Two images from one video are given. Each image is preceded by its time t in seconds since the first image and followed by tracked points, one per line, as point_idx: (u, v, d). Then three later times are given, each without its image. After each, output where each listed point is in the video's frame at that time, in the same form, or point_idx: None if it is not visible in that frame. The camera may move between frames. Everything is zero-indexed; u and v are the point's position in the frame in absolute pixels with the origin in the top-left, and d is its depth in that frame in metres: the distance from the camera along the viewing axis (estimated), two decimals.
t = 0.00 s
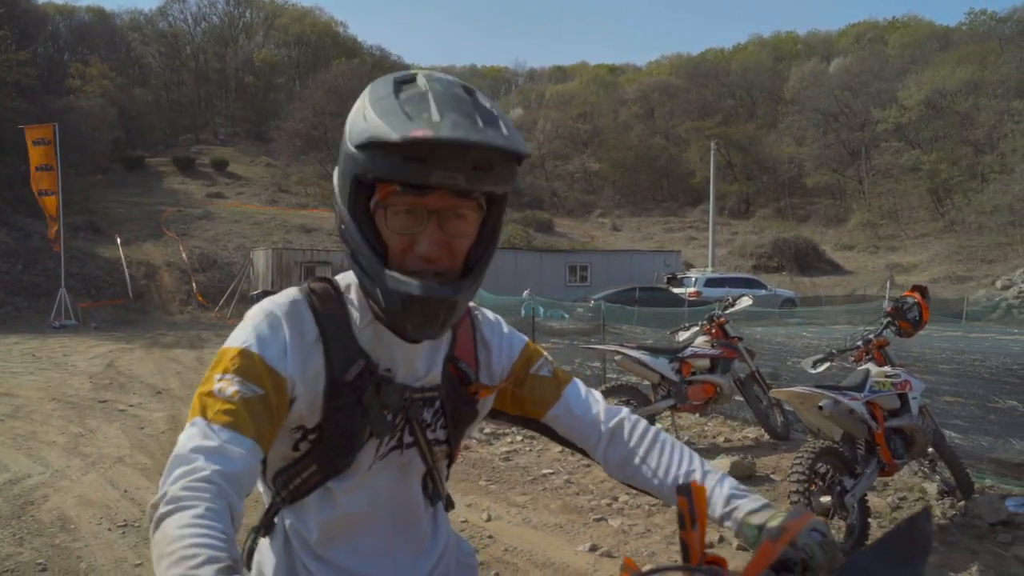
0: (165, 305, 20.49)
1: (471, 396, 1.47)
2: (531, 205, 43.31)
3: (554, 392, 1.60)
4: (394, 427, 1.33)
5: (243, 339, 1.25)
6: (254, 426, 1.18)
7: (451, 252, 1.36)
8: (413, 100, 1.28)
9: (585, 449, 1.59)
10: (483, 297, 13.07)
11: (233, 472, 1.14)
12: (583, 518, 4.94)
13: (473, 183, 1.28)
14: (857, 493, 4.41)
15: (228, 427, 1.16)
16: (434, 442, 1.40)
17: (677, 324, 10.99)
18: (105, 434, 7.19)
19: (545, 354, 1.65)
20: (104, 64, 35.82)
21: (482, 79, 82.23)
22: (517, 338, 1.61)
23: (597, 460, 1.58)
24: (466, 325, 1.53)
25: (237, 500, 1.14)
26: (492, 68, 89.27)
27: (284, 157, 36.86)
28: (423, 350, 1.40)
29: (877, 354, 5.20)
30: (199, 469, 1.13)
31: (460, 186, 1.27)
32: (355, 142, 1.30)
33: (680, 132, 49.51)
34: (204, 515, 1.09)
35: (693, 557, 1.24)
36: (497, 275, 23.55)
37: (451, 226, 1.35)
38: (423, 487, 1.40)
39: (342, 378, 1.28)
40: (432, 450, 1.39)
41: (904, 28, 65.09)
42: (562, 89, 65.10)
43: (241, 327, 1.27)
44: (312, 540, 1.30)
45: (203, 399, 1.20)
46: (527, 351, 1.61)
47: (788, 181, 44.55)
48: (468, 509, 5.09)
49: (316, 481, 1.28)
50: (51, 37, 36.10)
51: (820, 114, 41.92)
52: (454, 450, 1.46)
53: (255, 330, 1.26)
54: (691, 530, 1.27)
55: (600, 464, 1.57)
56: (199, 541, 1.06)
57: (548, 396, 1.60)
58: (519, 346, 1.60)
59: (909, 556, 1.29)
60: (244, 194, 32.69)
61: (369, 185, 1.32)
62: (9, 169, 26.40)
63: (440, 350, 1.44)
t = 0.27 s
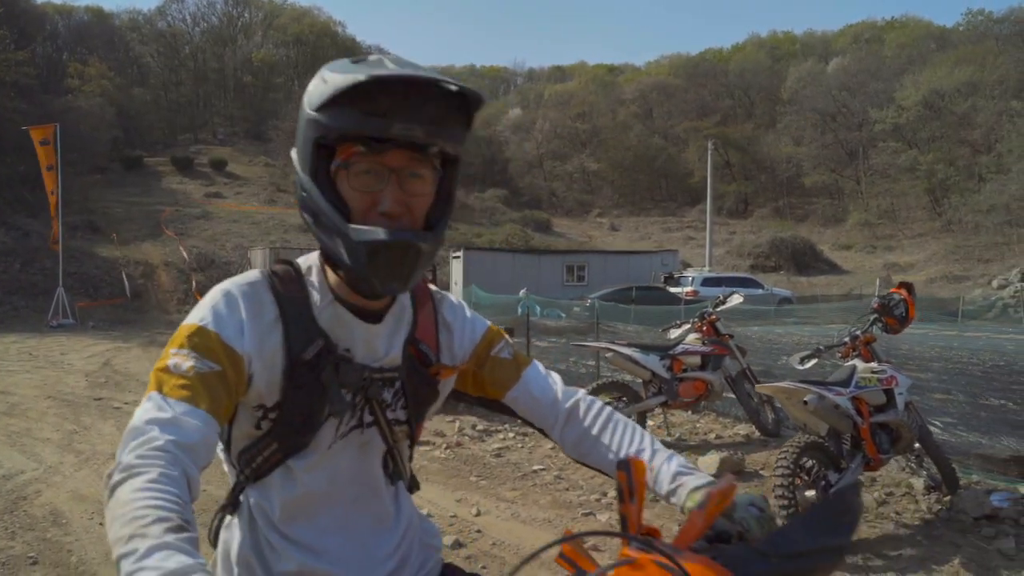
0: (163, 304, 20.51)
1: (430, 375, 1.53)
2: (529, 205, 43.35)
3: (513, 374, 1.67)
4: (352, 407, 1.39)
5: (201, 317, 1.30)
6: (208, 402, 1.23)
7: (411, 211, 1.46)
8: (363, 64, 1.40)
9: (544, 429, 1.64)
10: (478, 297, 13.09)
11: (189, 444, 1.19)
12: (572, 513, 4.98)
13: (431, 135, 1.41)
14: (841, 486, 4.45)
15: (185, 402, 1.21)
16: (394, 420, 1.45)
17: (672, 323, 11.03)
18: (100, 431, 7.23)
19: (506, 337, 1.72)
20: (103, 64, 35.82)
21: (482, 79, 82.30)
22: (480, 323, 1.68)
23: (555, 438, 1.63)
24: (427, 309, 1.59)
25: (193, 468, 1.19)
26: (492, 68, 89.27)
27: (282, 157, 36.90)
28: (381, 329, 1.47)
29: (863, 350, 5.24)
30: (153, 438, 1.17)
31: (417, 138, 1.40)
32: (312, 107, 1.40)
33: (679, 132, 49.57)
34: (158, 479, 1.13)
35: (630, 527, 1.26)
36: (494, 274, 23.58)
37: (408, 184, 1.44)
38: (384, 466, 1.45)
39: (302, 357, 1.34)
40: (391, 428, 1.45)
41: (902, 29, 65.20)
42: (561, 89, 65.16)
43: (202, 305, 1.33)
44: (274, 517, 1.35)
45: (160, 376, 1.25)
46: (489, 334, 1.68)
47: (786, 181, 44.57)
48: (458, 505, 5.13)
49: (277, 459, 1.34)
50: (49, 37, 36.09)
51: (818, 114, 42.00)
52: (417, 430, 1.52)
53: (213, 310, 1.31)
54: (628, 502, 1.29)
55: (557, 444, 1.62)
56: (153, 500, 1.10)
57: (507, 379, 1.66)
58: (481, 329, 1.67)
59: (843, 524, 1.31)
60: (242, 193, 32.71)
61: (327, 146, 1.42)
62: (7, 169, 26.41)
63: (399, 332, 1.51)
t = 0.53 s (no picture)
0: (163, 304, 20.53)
1: (382, 350, 1.62)
2: (530, 205, 43.37)
3: (468, 351, 1.75)
4: (301, 379, 1.49)
5: (156, 292, 1.41)
6: (160, 368, 1.32)
7: (350, 193, 1.58)
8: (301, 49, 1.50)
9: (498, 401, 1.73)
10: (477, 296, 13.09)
11: (148, 405, 1.27)
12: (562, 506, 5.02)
13: (363, 121, 1.51)
14: (831, 479, 4.43)
15: (144, 367, 1.30)
16: (346, 394, 1.55)
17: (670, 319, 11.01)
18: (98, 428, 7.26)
19: (462, 313, 1.81)
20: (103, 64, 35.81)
21: (482, 79, 82.25)
22: (437, 300, 1.78)
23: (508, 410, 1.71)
24: (380, 286, 1.68)
25: (154, 430, 1.26)
26: (492, 68, 89.11)
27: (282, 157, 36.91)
28: (331, 305, 1.57)
29: (854, 345, 5.21)
30: (111, 399, 1.25)
31: (349, 122, 1.50)
32: (252, 91, 1.49)
33: (679, 131, 49.52)
34: (114, 436, 1.19)
35: (578, 491, 1.30)
36: (494, 274, 23.60)
37: (346, 167, 1.56)
38: (339, 438, 1.55)
39: (253, 332, 1.45)
40: (343, 402, 1.55)
41: (903, 28, 65.14)
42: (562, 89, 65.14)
43: (159, 282, 1.43)
44: (231, 485, 1.47)
45: (118, 346, 1.35)
46: (445, 310, 1.77)
47: (787, 181, 44.55)
48: (450, 498, 5.16)
49: (230, 428, 1.45)
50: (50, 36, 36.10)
51: (819, 113, 41.97)
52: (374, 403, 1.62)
53: (167, 287, 1.42)
54: (577, 468, 1.33)
55: (516, 417, 1.70)
56: (112, 454, 1.16)
57: (462, 355, 1.75)
58: (436, 307, 1.76)
59: (784, 487, 1.34)
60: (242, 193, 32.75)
61: (268, 131, 1.53)
62: (8, 168, 26.45)
63: (349, 309, 1.60)
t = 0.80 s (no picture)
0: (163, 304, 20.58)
1: (362, 350, 1.67)
2: (530, 205, 43.41)
3: (446, 348, 1.81)
4: (281, 376, 1.55)
5: (141, 285, 1.46)
6: (141, 363, 1.38)
7: (339, 223, 1.61)
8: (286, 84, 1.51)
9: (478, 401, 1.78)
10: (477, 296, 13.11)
11: (127, 398, 1.32)
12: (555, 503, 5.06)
13: (353, 162, 1.52)
14: (818, 476, 4.49)
15: (124, 359, 1.36)
16: (325, 390, 1.61)
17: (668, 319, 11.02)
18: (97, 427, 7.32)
19: (441, 310, 1.87)
20: (103, 64, 35.88)
21: (483, 79, 82.34)
22: (417, 297, 1.83)
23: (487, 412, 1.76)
24: (363, 287, 1.72)
25: (131, 424, 1.32)
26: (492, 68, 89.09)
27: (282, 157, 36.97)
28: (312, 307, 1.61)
29: (845, 344, 5.28)
30: (90, 391, 1.31)
31: (340, 164, 1.51)
32: (243, 118, 1.52)
33: (679, 132, 49.54)
34: (93, 427, 1.25)
35: (537, 475, 1.35)
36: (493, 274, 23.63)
37: (334, 203, 1.59)
38: (317, 432, 1.62)
39: (233, 331, 1.50)
40: (322, 398, 1.60)
41: (903, 28, 65.16)
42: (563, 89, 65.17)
43: (143, 276, 1.48)
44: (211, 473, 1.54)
45: (100, 339, 1.40)
46: (425, 310, 1.82)
47: (787, 181, 44.51)
48: (444, 496, 5.20)
49: (211, 421, 1.51)
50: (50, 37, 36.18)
51: (820, 113, 41.99)
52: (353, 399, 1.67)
53: (151, 282, 1.47)
54: (536, 455, 1.38)
55: (491, 409, 1.77)
56: (88, 446, 1.22)
57: (440, 350, 1.81)
58: (417, 304, 1.81)
59: (731, 469, 1.40)
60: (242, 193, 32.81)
61: (257, 163, 1.56)
62: (9, 169, 26.52)
63: (330, 309, 1.65)
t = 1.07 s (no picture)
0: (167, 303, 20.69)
1: (352, 340, 1.74)
2: (533, 205, 43.45)
3: (430, 338, 1.88)
4: (276, 363, 1.61)
5: (141, 280, 1.53)
6: (143, 350, 1.44)
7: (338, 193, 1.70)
8: (293, 69, 1.62)
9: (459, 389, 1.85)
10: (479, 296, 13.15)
11: (122, 381, 1.38)
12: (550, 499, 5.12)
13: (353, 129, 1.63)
14: (810, 474, 4.53)
15: (122, 347, 1.42)
16: (318, 377, 1.68)
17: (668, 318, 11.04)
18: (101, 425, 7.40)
19: (427, 305, 1.93)
20: (108, 65, 36.01)
21: (487, 79, 82.44)
22: (405, 292, 1.90)
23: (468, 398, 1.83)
24: (352, 281, 1.80)
25: (127, 405, 1.37)
26: (496, 68, 89.10)
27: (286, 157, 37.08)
28: (306, 296, 1.69)
29: (838, 343, 5.34)
30: (89, 374, 1.37)
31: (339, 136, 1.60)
32: (246, 102, 1.61)
33: (683, 132, 49.49)
34: (89, 409, 1.30)
35: (504, 462, 1.44)
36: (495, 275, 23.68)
37: (334, 170, 1.67)
38: (310, 419, 1.70)
39: (229, 321, 1.57)
40: (314, 385, 1.68)
41: (908, 28, 64.99)
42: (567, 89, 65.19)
43: (144, 270, 1.55)
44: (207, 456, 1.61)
45: (103, 326, 1.46)
46: (411, 304, 1.89)
47: (791, 181, 44.43)
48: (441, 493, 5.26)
49: (209, 408, 1.58)
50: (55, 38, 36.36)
51: (823, 114, 41.92)
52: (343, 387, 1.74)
53: (153, 275, 1.54)
54: (503, 445, 1.48)
55: (470, 400, 1.83)
56: (82, 423, 1.27)
57: (424, 341, 1.87)
58: (403, 299, 1.88)
59: (689, 456, 1.46)
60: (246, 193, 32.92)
61: (264, 135, 1.63)
62: (14, 170, 26.69)
63: (322, 300, 1.72)
